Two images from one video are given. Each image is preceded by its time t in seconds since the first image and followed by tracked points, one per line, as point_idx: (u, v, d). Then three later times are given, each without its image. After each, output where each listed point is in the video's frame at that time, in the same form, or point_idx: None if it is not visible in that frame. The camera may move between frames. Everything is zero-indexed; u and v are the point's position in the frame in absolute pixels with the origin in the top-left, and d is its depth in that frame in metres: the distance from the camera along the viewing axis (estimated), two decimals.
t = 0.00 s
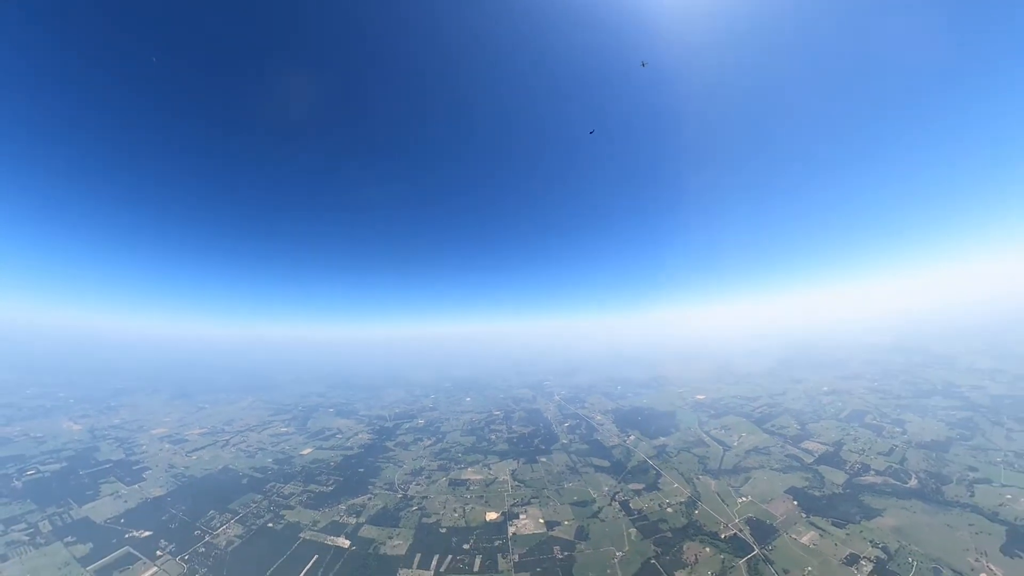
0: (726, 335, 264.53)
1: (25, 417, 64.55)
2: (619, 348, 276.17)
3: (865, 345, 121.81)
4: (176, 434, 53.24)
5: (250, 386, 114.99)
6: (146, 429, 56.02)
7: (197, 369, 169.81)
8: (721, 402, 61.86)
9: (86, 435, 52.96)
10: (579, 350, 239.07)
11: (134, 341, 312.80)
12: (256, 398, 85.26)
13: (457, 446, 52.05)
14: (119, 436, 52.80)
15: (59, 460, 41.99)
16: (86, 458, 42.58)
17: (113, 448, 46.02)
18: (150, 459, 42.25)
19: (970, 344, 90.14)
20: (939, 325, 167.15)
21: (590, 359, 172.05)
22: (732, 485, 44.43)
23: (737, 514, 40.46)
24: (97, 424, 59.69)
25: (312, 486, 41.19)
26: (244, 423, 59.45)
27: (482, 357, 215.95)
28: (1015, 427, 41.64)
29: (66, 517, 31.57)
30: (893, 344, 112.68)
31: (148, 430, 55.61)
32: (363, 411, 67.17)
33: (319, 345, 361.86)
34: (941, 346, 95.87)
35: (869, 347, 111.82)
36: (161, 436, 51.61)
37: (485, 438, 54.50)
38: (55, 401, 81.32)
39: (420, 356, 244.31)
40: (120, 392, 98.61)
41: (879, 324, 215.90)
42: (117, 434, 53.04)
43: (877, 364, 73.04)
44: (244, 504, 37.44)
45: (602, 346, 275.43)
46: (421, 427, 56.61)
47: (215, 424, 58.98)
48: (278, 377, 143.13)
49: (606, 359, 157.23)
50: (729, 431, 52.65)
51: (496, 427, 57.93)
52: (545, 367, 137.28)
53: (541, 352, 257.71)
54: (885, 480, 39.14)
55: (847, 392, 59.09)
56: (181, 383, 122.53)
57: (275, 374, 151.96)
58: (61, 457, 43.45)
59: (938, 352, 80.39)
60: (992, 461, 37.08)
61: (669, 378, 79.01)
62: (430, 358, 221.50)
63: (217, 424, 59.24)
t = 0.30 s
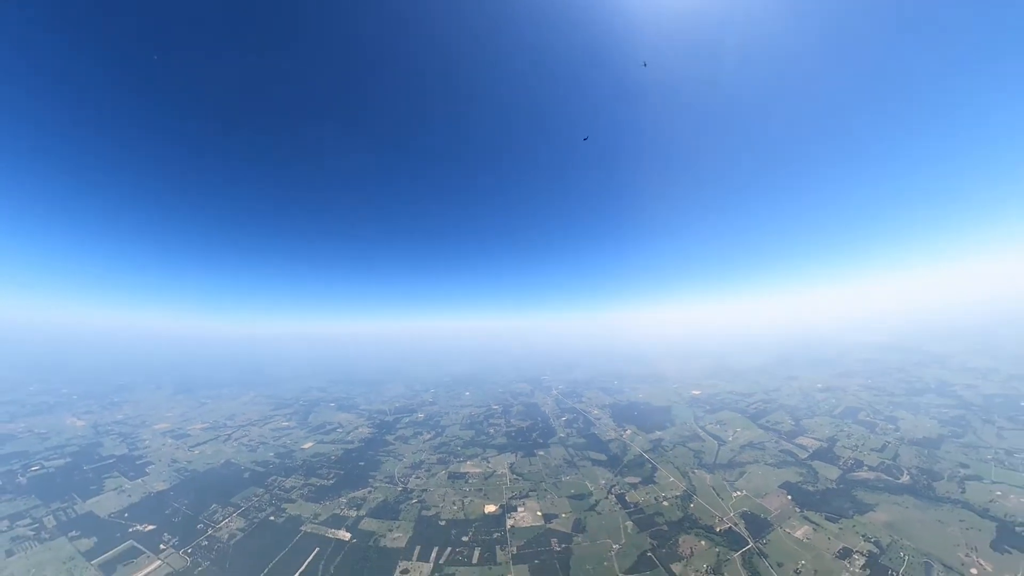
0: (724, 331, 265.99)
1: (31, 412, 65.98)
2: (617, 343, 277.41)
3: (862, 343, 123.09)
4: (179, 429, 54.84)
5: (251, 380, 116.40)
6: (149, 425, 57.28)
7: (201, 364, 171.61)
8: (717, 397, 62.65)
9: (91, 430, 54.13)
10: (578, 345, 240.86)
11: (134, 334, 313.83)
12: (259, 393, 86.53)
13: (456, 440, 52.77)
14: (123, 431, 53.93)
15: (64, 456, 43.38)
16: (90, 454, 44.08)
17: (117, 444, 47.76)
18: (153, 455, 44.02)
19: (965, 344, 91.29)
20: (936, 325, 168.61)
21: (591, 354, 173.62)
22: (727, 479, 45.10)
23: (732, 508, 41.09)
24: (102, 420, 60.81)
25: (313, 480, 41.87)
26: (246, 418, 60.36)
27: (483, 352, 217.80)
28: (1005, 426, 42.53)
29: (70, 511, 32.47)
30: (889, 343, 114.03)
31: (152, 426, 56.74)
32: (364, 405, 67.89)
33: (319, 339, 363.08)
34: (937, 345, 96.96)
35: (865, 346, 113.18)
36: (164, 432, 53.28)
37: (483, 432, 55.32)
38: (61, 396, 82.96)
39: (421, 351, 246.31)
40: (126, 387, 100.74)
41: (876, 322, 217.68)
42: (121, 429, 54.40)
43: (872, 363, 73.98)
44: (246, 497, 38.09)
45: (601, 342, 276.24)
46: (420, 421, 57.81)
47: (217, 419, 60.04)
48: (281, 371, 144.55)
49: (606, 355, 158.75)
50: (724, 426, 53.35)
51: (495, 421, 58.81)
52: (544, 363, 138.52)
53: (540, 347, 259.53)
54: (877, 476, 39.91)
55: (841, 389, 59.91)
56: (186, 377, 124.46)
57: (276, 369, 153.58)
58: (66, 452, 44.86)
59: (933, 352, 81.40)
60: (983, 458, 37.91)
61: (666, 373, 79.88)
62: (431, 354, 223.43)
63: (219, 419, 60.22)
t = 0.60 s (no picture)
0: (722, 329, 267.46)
1: (36, 406, 66.89)
2: (616, 339, 279.07)
3: (859, 343, 124.23)
4: (182, 424, 55.55)
5: (253, 375, 117.41)
6: (153, 420, 57.85)
7: (204, 359, 172.64)
8: (714, 394, 63.35)
9: (96, 425, 54.81)
10: (577, 342, 242.39)
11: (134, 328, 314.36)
12: (261, 387, 87.46)
13: (456, 435, 53.78)
14: (127, 426, 54.59)
15: (68, 451, 44.10)
16: (94, 449, 44.82)
17: (121, 438, 48.50)
18: (156, 450, 44.90)
19: (960, 345, 92.47)
20: (932, 325, 170.35)
21: (591, 351, 175.06)
22: (723, 475, 45.61)
23: (728, 504, 41.53)
24: (106, 414, 61.51)
25: (313, 474, 42.56)
26: (248, 413, 60.96)
27: (483, 348, 219.26)
28: (999, 426, 43.27)
29: (74, 507, 33.11)
30: (885, 343, 115.36)
31: (155, 420, 57.39)
32: (365, 400, 68.50)
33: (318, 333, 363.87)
34: (933, 345, 97.91)
35: (861, 345, 114.39)
36: (167, 427, 54.02)
37: (483, 428, 56.50)
38: (65, 391, 84.06)
39: (420, 348, 248.32)
40: (129, 383, 101.93)
41: (873, 321, 219.30)
42: (125, 424, 55.04)
43: (868, 362, 74.83)
44: (249, 492, 38.76)
45: (599, 339, 277.37)
46: (421, 417, 59.27)
47: (220, 414, 60.69)
48: (283, 366, 145.63)
49: (606, 352, 160.12)
50: (721, 423, 53.95)
51: (494, 416, 59.86)
52: (544, 359, 139.73)
53: (539, 342, 261.02)
54: (872, 474, 40.50)
55: (837, 387, 60.66)
56: (189, 373, 125.76)
57: (278, 365, 154.66)
58: (71, 448, 45.53)
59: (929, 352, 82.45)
60: (976, 457, 38.61)
61: (664, 370, 80.63)
62: (432, 350, 225.02)
63: (222, 413, 60.83)
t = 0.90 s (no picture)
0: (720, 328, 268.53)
1: (39, 402, 66.98)
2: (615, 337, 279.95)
3: (855, 343, 125.22)
4: (184, 419, 55.75)
5: (253, 372, 117.70)
6: (154, 415, 58.04)
7: (204, 355, 172.25)
8: (711, 393, 63.88)
9: (98, 420, 55.00)
10: (576, 340, 243.35)
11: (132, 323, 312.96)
12: (262, 383, 87.83)
13: (455, 431, 55.16)
14: (129, 421, 54.81)
15: (71, 445, 44.30)
16: (97, 444, 45.02)
17: (123, 433, 48.68)
18: (158, 445, 45.13)
19: (954, 346, 93.47)
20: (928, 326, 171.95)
21: (590, 348, 175.86)
22: (720, 473, 45.98)
23: (725, 502, 41.84)
24: (108, 409, 61.68)
25: (314, 470, 43.74)
26: (250, 409, 61.19)
27: (483, 345, 219.89)
28: (994, 427, 43.87)
29: (77, 501, 33.46)
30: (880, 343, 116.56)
31: (158, 415, 57.62)
32: (366, 396, 68.81)
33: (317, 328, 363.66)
34: (928, 346, 98.80)
35: (857, 345, 115.34)
36: (169, 422, 54.21)
37: (482, 424, 57.44)
38: (68, 387, 84.34)
39: (418, 344, 248.68)
40: (131, 378, 102.19)
41: (870, 322, 221.04)
42: (128, 419, 55.23)
43: (864, 362, 75.59)
44: (250, 487, 39.10)
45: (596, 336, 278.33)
46: (421, 413, 59.77)
47: (222, 409, 60.96)
48: (283, 363, 145.76)
49: (606, 349, 160.45)
50: (718, 422, 54.41)
51: (493, 413, 60.59)
52: (543, 357, 140.43)
53: (537, 340, 261.86)
54: (868, 473, 40.93)
55: (833, 386, 61.29)
56: (191, 368, 126.29)
57: (279, 360, 154.84)
58: (74, 442, 45.72)
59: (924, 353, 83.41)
60: (971, 458, 39.17)
61: (662, 368, 81.24)
62: (431, 347, 225.26)
63: (223, 408, 61.05)
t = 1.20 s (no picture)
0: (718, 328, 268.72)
1: (40, 397, 66.86)
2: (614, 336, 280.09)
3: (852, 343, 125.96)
4: (185, 415, 55.75)
5: (252, 368, 117.60)
6: (155, 411, 58.02)
7: (202, 352, 171.67)
8: (709, 392, 64.22)
9: (100, 416, 54.99)
10: (574, 338, 243.48)
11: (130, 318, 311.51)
12: (262, 380, 87.80)
13: (455, 429, 55.12)
14: (130, 417, 54.81)
15: (73, 441, 44.28)
16: (99, 440, 45.00)
17: (124, 429, 48.66)
18: (159, 441, 45.13)
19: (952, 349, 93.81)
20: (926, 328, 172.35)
21: (589, 347, 176.18)
22: (718, 472, 46.27)
23: (723, 501, 42.12)
24: (109, 405, 61.60)
25: (314, 466, 43.78)
26: (250, 405, 61.17)
27: (482, 342, 219.77)
28: (989, 428, 44.28)
29: (79, 496, 33.51)
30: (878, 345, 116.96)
31: (159, 411, 57.61)
32: (366, 393, 68.88)
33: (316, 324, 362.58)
34: (925, 347, 99.48)
35: (855, 347, 115.67)
36: (170, 418, 54.19)
37: (481, 421, 57.57)
38: (69, 383, 84.17)
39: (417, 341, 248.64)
40: (131, 375, 101.96)
41: (868, 325, 222.34)
42: (129, 415, 55.21)
43: (860, 362, 76.11)
44: (250, 483, 39.19)
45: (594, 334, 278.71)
46: (421, 410, 59.93)
47: (222, 405, 61.00)
48: (283, 360, 145.40)
49: (606, 348, 160.57)
50: (716, 421, 54.74)
51: (492, 411, 60.72)
52: (542, 355, 140.65)
53: (535, 338, 261.87)
54: (864, 472, 41.26)
55: (830, 386, 61.73)
56: (191, 365, 125.88)
57: (280, 357, 154.44)
58: (75, 438, 45.68)
59: (921, 355, 83.79)
60: (967, 458, 39.59)
61: (660, 367, 81.61)
62: (430, 344, 225.24)
63: (224, 405, 61.02)
